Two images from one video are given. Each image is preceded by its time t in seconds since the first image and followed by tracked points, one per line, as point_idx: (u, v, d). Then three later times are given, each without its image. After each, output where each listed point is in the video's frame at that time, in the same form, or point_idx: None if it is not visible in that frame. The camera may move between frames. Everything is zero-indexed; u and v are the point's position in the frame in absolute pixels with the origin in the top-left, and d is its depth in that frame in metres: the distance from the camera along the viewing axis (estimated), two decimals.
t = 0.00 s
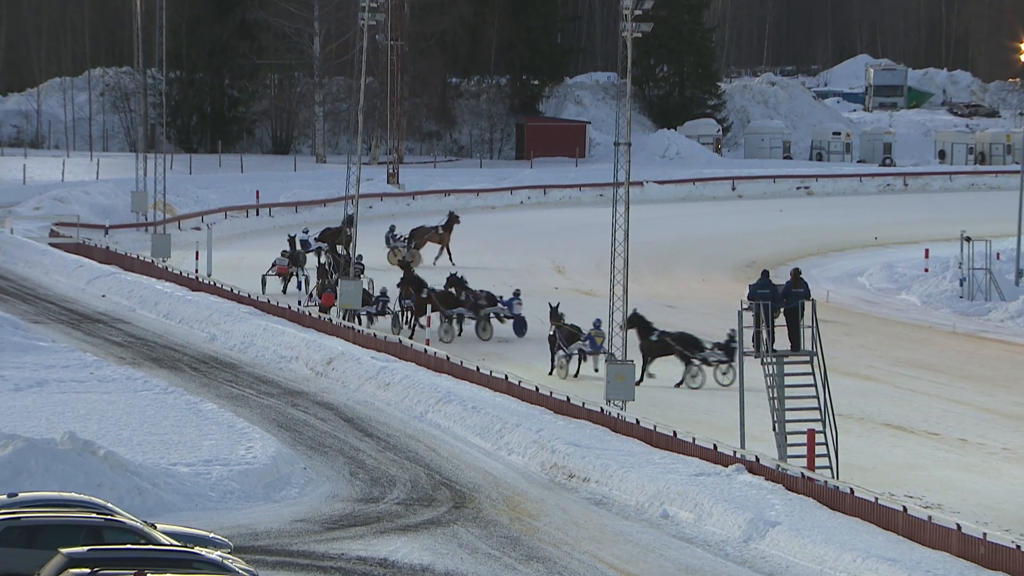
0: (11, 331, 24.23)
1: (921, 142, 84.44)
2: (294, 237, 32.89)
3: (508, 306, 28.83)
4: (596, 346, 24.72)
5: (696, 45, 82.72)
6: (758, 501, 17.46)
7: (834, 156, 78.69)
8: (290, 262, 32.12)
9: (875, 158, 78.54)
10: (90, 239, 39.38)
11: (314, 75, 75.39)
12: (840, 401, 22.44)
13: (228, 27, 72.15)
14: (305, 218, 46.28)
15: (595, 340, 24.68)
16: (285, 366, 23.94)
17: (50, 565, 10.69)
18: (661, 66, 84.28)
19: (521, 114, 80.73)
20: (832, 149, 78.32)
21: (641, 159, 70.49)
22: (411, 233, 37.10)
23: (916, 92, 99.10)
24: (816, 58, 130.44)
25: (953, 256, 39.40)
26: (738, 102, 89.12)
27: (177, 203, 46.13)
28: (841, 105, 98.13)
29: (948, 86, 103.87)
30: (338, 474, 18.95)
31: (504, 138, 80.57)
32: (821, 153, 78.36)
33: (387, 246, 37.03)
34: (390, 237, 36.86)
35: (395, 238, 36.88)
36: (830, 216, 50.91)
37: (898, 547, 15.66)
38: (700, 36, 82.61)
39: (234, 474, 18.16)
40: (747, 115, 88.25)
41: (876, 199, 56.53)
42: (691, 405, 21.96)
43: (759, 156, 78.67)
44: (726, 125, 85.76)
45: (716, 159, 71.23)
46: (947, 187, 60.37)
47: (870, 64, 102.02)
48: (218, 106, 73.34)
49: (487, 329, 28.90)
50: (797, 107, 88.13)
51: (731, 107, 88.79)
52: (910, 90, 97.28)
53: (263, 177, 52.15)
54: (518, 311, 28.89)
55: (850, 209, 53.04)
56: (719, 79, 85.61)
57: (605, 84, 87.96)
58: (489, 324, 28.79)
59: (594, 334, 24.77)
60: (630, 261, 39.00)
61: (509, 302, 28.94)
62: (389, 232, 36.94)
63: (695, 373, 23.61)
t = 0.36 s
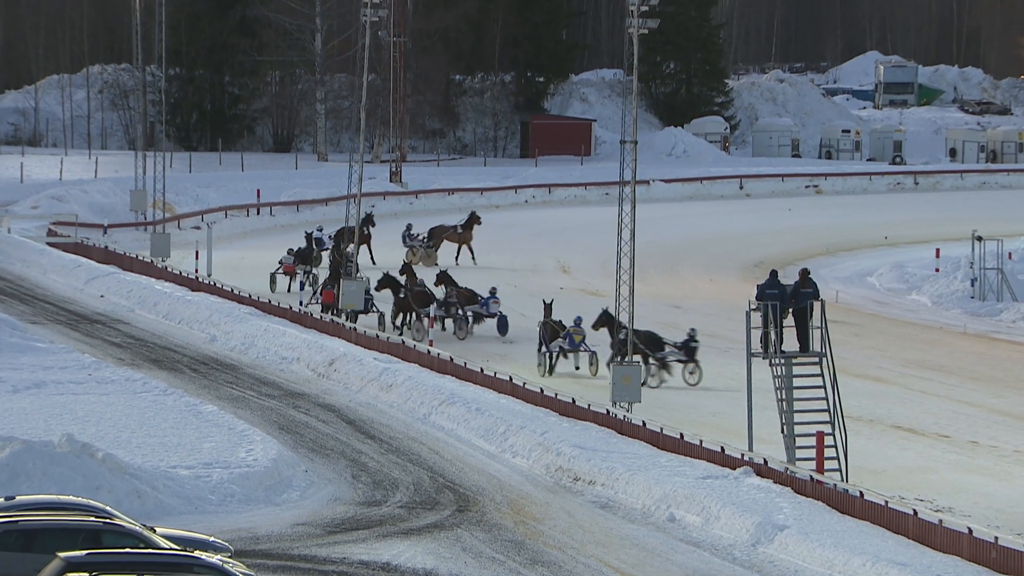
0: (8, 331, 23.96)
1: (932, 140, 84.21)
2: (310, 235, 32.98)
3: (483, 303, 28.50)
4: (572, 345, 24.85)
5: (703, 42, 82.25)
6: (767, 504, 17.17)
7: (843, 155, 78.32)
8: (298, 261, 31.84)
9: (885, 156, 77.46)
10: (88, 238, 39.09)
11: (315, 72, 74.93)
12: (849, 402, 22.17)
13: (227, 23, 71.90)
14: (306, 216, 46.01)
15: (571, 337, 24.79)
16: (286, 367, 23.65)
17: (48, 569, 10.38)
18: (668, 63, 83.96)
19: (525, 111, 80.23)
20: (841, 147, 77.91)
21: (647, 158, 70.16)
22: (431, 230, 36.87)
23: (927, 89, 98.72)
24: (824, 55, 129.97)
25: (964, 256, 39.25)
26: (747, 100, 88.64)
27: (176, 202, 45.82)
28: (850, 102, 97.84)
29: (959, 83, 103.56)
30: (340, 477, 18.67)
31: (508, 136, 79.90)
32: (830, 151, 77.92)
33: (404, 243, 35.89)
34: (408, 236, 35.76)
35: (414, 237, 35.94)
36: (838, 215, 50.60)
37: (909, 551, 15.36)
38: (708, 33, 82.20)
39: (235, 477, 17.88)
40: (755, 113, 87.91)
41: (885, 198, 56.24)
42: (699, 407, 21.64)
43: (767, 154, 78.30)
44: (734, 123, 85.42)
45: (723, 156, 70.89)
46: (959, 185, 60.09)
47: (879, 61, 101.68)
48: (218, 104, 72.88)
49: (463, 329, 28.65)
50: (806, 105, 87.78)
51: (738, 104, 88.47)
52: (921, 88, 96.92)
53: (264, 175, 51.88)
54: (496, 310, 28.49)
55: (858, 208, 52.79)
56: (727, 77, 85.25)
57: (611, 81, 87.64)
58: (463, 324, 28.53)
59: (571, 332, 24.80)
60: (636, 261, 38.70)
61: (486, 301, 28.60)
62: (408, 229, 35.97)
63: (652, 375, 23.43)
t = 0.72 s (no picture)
0: (4, 333, 23.69)
1: (941, 138, 83.97)
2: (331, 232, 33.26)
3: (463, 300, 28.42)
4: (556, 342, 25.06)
5: (709, 39, 81.74)
6: (774, 508, 16.89)
7: (851, 153, 78.01)
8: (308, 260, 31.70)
9: (893, 155, 76.82)
10: (85, 238, 38.83)
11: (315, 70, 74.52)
12: (858, 404, 21.89)
13: (226, 20, 71.55)
14: (306, 216, 45.73)
15: (554, 335, 25.00)
16: (286, 369, 23.35)
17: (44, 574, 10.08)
18: (674, 61, 83.53)
19: (529, 109, 79.97)
20: (849, 146, 77.63)
21: (652, 156, 69.82)
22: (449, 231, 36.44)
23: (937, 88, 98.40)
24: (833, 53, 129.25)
25: (973, 256, 38.90)
26: (753, 98, 88.06)
27: (175, 201, 45.49)
28: (858, 100, 97.58)
29: (969, 80, 103.20)
30: (341, 480, 18.40)
31: (511, 135, 79.70)
32: (837, 149, 77.65)
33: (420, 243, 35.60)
34: (423, 236, 35.43)
35: (429, 236, 35.38)
36: (845, 214, 50.25)
37: (918, 555, 15.09)
38: (714, 31, 81.65)
39: (234, 480, 17.61)
40: (761, 111, 87.30)
41: (892, 197, 55.94)
42: (704, 409, 21.36)
43: (774, 152, 77.99)
44: (740, 122, 84.99)
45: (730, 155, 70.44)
46: (969, 185, 59.79)
47: (887, 59, 101.42)
48: (217, 102, 72.60)
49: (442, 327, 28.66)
50: (813, 103, 87.51)
51: (745, 102, 87.92)
52: (930, 85, 96.63)
53: (263, 174, 51.60)
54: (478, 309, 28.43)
55: (865, 207, 52.44)
56: (733, 75, 84.81)
57: (615, 79, 87.28)
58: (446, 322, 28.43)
59: (554, 329, 25.06)
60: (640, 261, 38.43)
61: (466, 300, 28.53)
62: (424, 230, 35.55)
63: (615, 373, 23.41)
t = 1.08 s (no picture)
0: None
1: (950, 137, 83.79)
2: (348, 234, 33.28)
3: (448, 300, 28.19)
4: (545, 341, 25.09)
5: (715, 37, 81.44)
6: (780, 512, 16.62)
7: (859, 153, 77.68)
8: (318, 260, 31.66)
9: (901, 154, 77.53)
10: (82, 239, 38.57)
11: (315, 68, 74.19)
12: (865, 407, 21.63)
13: (225, 18, 71.11)
14: (306, 216, 45.47)
15: (543, 334, 25.03)
16: (286, 372, 23.07)
17: None
18: (679, 59, 83.12)
19: (532, 108, 79.79)
20: (856, 145, 77.31)
21: (657, 155, 69.55)
22: (467, 232, 36.40)
23: (945, 85, 98.14)
24: (840, 51, 128.91)
25: (982, 257, 38.57)
26: (759, 96, 87.76)
27: (172, 201, 45.25)
28: (865, 99, 97.40)
29: (978, 79, 102.96)
30: (341, 484, 18.13)
31: (514, 134, 79.54)
32: (845, 149, 77.34)
33: (438, 243, 35.87)
34: (440, 237, 35.67)
35: (447, 238, 35.66)
36: (852, 215, 49.92)
37: (927, 561, 14.81)
38: (720, 28, 81.39)
39: (233, 484, 17.35)
40: (767, 109, 86.97)
41: (900, 197, 55.67)
42: (709, 411, 21.10)
43: (780, 151, 77.64)
44: (747, 120, 84.55)
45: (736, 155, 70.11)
46: (978, 185, 59.49)
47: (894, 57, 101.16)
48: (215, 100, 72.35)
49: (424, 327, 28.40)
50: (820, 102, 87.22)
51: (751, 100, 87.56)
52: (939, 83, 96.31)
53: (262, 174, 51.36)
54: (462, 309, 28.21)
55: (872, 207, 52.13)
56: (739, 73, 84.45)
57: (619, 77, 86.98)
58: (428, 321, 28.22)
59: (545, 329, 25.07)
60: (643, 262, 38.17)
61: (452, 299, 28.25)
62: (441, 230, 36.11)
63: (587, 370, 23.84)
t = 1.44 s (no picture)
0: None
1: (958, 137, 83.60)
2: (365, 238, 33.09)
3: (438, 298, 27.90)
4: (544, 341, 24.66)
5: (719, 35, 81.12)
6: (785, 517, 16.33)
7: (866, 153, 77.27)
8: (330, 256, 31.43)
9: (909, 154, 75.72)
10: (78, 240, 38.29)
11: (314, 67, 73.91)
12: (872, 411, 21.35)
13: (223, 17, 71.03)
14: (304, 218, 45.22)
15: (538, 334, 24.70)
16: (284, 375, 22.76)
17: None
18: (683, 58, 82.83)
19: (535, 107, 79.64)
20: (863, 145, 76.91)
21: (661, 155, 69.27)
22: (484, 233, 36.19)
23: (953, 84, 97.87)
24: (847, 49, 128.69)
25: (991, 258, 38.24)
26: (765, 96, 87.47)
27: (169, 202, 45.00)
28: (873, 98, 97.03)
29: (987, 78, 102.76)
30: (341, 490, 17.85)
31: (515, 134, 79.37)
32: (851, 149, 76.95)
33: (454, 245, 35.87)
34: (456, 238, 35.64)
35: (462, 239, 35.58)
36: (859, 216, 49.63)
37: (936, 568, 14.51)
38: (725, 27, 81.07)
39: (231, 489, 17.08)
40: (773, 109, 86.63)
41: (908, 198, 55.36)
42: (713, 415, 20.82)
43: (786, 151, 77.27)
44: (752, 120, 84.16)
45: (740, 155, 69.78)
46: (987, 185, 59.22)
47: (902, 56, 100.92)
48: (212, 100, 72.14)
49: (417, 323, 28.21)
50: (827, 101, 87.00)
51: (757, 99, 87.26)
52: (947, 82, 95.99)
53: (261, 174, 51.12)
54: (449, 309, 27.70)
55: (879, 209, 51.81)
56: (744, 72, 84.15)
57: (622, 76, 86.78)
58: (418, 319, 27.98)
59: (540, 328, 24.69)
60: (645, 263, 37.89)
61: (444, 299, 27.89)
62: (457, 232, 35.70)
63: (563, 369, 23.85)
